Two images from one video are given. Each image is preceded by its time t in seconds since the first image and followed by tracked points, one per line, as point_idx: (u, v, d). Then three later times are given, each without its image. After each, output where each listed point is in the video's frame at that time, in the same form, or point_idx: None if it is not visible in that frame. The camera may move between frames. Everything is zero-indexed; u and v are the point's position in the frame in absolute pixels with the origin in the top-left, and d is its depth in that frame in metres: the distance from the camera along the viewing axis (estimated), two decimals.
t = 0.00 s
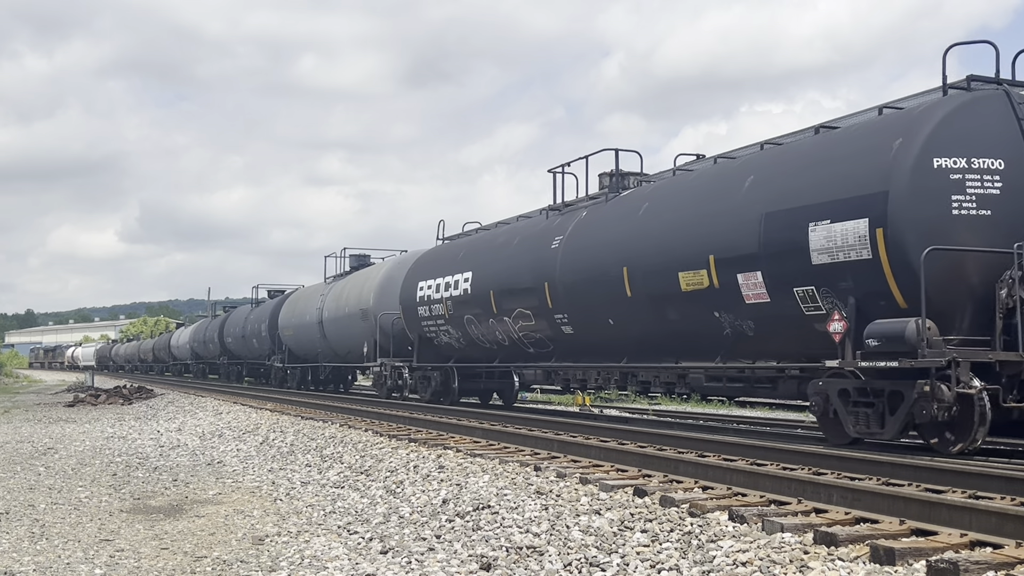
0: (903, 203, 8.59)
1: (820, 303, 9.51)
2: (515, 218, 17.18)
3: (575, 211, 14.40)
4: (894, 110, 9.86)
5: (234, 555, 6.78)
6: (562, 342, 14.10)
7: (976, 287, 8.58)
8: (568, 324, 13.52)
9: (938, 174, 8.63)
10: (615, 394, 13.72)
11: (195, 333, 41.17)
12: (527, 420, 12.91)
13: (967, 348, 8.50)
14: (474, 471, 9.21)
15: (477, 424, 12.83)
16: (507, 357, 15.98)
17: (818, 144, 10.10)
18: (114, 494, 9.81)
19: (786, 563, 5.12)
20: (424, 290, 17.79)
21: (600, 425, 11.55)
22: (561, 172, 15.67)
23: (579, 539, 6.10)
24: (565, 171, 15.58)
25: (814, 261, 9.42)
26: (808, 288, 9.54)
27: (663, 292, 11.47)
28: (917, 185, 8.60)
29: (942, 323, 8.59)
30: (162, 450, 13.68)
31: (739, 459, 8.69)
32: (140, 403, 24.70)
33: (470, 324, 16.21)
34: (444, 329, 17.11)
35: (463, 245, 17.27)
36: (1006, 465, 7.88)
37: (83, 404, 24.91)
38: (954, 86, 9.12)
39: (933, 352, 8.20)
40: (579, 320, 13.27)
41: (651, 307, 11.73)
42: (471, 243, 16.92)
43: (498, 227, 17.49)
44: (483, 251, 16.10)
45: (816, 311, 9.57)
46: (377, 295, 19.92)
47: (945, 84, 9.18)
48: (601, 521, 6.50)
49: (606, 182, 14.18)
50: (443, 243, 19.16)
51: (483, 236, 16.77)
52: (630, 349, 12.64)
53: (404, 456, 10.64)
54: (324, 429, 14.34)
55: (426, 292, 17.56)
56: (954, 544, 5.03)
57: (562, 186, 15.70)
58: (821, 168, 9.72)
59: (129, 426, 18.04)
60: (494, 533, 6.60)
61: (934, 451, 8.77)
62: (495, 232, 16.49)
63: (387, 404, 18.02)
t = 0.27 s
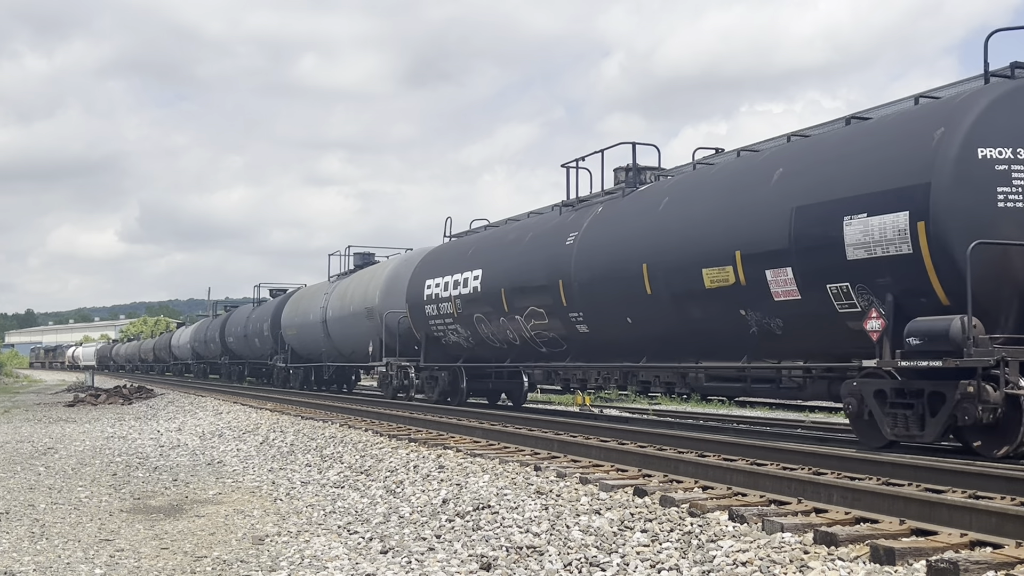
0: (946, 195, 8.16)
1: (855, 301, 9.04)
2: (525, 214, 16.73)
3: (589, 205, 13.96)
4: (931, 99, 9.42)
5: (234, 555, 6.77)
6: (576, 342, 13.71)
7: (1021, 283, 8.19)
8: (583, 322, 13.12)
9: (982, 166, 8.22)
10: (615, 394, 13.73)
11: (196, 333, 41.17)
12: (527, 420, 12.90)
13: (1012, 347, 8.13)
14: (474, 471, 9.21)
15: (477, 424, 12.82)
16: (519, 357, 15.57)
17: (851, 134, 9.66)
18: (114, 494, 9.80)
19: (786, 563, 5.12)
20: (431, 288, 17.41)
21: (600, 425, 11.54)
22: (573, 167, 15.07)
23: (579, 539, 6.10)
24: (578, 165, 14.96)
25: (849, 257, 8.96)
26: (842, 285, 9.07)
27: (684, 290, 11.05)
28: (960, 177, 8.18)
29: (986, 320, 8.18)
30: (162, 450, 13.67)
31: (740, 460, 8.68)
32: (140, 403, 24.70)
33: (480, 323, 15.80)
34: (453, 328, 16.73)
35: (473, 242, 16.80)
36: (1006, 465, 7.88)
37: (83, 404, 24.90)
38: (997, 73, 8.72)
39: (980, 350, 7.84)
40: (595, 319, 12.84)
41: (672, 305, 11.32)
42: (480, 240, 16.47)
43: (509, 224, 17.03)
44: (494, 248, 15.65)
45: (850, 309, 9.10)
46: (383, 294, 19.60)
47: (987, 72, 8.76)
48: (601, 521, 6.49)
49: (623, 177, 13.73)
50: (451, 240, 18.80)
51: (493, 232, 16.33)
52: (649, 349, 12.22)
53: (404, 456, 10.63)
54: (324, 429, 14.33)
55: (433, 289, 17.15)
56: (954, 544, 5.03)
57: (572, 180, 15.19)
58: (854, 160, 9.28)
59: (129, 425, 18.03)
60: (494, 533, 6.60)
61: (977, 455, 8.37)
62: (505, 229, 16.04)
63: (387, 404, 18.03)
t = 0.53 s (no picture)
0: (993, 186, 7.70)
1: (893, 298, 8.59)
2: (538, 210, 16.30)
3: (606, 201, 13.53)
4: (972, 87, 8.95)
5: (234, 555, 6.77)
6: (592, 341, 13.33)
7: None
8: (600, 321, 12.73)
9: None
10: (615, 394, 13.74)
11: (197, 333, 41.18)
12: (527, 420, 12.90)
13: None
14: (474, 471, 9.20)
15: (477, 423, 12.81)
16: (532, 356, 15.17)
17: (886, 124, 9.20)
18: (114, 494, 9.80)
19: (786, 563, 5.12)
20: (440, 287, 17.04)
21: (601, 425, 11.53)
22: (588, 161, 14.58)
23: (579, 539, 6.10)
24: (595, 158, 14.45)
25: (888, 251, 8.49)
26: (880, 281, 8.63)
27: (707, 288, 10.66)
28: (1008, 167, 7.71)
29: None
30: (162, 450, 13.67)
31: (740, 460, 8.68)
32: (140, 403, 24.69)
33: (492, 322, 15.42)
34: (463, 328, 16.34)
35: (485, 238, 16.38)
36: (1006, 464, 7.88)
37: (83, 404, 24.89)
38: None
39: None
40: (612, 317, 12.47)
41: (694, 304, 10.92)
42: (494, 235, 16.07)
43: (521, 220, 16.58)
44: (507, 245, 15.25)
45: (887, 306, 8.67)
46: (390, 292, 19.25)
47: None
48: (601, 521, 6.49)
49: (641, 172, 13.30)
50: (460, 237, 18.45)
51: (506, 228, 15.91)
52: (669, 347, 11.82)
53: (405, 456, 10.62)
54: (324, 429, 14.33)
55: (443, 287, 16.77)
56: (954, 544, 5.03)
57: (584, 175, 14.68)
58: (890, 150, 8.84)
59: (129, 425, 18.03)
60: (494, 533, 6.60)
61: None
62: (518, 226, 15.62)
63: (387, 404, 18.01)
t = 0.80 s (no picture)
0: None
1: (936, 295, 8.07)
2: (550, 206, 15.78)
3: (624, 196, 13.01)
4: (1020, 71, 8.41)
5: (234, 555, 6.77)
6: (609, 341, 12.83)
7: None
8: (617, 320, 12.23)
9: None
10: (615, 394, 13.75)
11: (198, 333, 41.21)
12: (527, 419, 12.90)
13: None
14: (474, 471, 9.21)
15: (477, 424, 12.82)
16: (546, 355, 14.67)
17: (926, 112, 8.68)
18: (114, 494, 9.80)
19: (786, 563, 5.12)
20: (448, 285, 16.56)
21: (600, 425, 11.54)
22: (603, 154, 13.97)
23: (579, 539, 6.10)
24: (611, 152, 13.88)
25: (932, 246, 7.95)
26: (922, 276, 8.10)
27: (732, 286, 10.17)
28: None
29: None
30: (162, 450, 13.67)
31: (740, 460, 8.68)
32: (140, 403, 24.69)
33: (503, 321, 14.92)
34: (473, 327, 15.87)
35: (495, 236, 15.85)
36: (1006, 464, 7.89)
37: (84, 404, 24.90)
38: None
39: None
40: (631, 316, 11.96)
41: (719, 302, 10.42)
42: (505, 232, 15.54)
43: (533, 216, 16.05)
44: (518, 242, 14.72)
45: (930, 303, 8.15)
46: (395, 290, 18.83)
47: None
48: (601, 521, 6.49)
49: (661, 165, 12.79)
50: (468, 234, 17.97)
51: (517, 225, 15.39)
52: (692, 347, 11.32)
53: (404, 456, 10.63)
54: (324, 429, 14.33)
55: (451, 286, 16.28)
56: (954, 544, 5.03)
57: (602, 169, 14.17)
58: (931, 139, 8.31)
59: (129, 425, 18.04)
60: (494, 533, 6.60)
61: None
62: (530, 223, 15.11)
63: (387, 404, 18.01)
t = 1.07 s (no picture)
0: None
1: (984, 291, 7.62)
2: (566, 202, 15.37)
3: (643, 191, 12.62)
4: None
5: (234, 555, 6.77)
6: (627, 340, 12.45)
7: None
8: (637, 318, 11.85)
9: None
10: (615, 394, 13.74)
11: (199, 332, 41.22)
12: (527, 419, 12.91)
13: None
14: (474, 471, 9.21)
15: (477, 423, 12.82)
16: (560, 355, 14.29)
17: (967, 99, 8.26)
18: (114, 494, 9.80)
19: (786, 563, 5.12)
20: (458, 283, 16.20)
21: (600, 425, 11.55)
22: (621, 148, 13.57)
23: (579, 539, 6.10)
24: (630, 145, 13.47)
25: (979, 240, 7.50)
26: (968, 272, 7.66)
27: (760, 283, 9.79)
28: None
29: None
30: (162, 450, 13.67)
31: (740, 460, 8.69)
32: (140, 403, 24.69)
33: (517, 320, 14.55)
34: (485, 326, 15.52)
35: (509, 232, 15.45)
36: (1006, 464, 7.89)
37: (84, 404, 24.90)
38: None
39: None
40: (652, 314, 11.59)
41: (746, 300, 10.03)
42: (520, 228, 15.16)
43: (548, 212, 15.64)
44: (534, 239, 14.35)
45: (976, 300, 7.71)
46: (402, 288, 18.53)
47: None
48: (601, 521, 6.49)
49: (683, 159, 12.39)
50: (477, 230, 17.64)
51: (533, 221, 15.00)
52: (716, 347, 10.93)
53: (405, 456, 10.63)
54: (324, 429, 14.34)
55: (462, 283, 15.92)
56: (954, 544, 5.03)
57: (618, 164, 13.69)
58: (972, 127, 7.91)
59: (129, 425, 18.04)
60: (494, 533, 6.60)
61: None
62: (545, 219, 14.71)
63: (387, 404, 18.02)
